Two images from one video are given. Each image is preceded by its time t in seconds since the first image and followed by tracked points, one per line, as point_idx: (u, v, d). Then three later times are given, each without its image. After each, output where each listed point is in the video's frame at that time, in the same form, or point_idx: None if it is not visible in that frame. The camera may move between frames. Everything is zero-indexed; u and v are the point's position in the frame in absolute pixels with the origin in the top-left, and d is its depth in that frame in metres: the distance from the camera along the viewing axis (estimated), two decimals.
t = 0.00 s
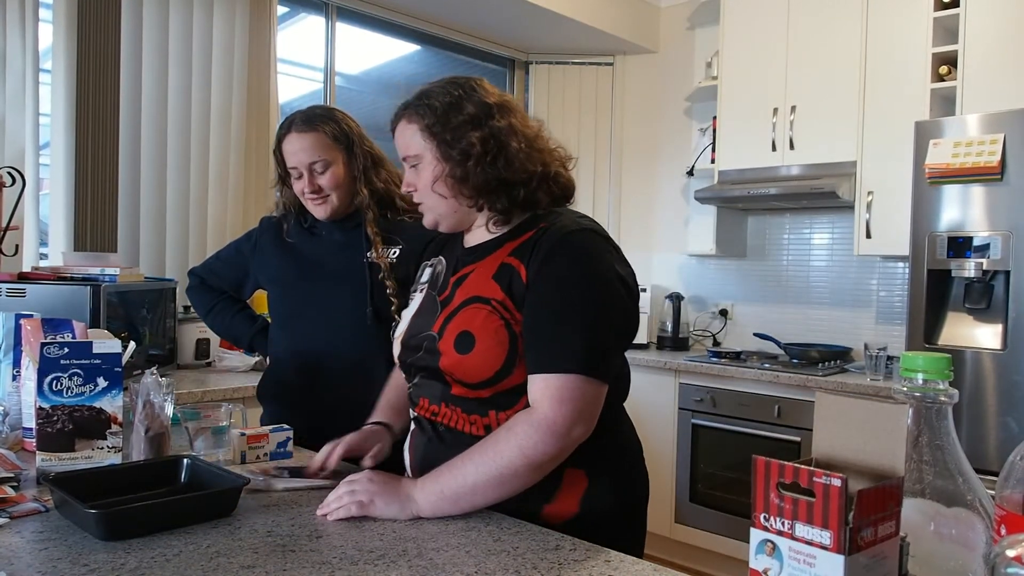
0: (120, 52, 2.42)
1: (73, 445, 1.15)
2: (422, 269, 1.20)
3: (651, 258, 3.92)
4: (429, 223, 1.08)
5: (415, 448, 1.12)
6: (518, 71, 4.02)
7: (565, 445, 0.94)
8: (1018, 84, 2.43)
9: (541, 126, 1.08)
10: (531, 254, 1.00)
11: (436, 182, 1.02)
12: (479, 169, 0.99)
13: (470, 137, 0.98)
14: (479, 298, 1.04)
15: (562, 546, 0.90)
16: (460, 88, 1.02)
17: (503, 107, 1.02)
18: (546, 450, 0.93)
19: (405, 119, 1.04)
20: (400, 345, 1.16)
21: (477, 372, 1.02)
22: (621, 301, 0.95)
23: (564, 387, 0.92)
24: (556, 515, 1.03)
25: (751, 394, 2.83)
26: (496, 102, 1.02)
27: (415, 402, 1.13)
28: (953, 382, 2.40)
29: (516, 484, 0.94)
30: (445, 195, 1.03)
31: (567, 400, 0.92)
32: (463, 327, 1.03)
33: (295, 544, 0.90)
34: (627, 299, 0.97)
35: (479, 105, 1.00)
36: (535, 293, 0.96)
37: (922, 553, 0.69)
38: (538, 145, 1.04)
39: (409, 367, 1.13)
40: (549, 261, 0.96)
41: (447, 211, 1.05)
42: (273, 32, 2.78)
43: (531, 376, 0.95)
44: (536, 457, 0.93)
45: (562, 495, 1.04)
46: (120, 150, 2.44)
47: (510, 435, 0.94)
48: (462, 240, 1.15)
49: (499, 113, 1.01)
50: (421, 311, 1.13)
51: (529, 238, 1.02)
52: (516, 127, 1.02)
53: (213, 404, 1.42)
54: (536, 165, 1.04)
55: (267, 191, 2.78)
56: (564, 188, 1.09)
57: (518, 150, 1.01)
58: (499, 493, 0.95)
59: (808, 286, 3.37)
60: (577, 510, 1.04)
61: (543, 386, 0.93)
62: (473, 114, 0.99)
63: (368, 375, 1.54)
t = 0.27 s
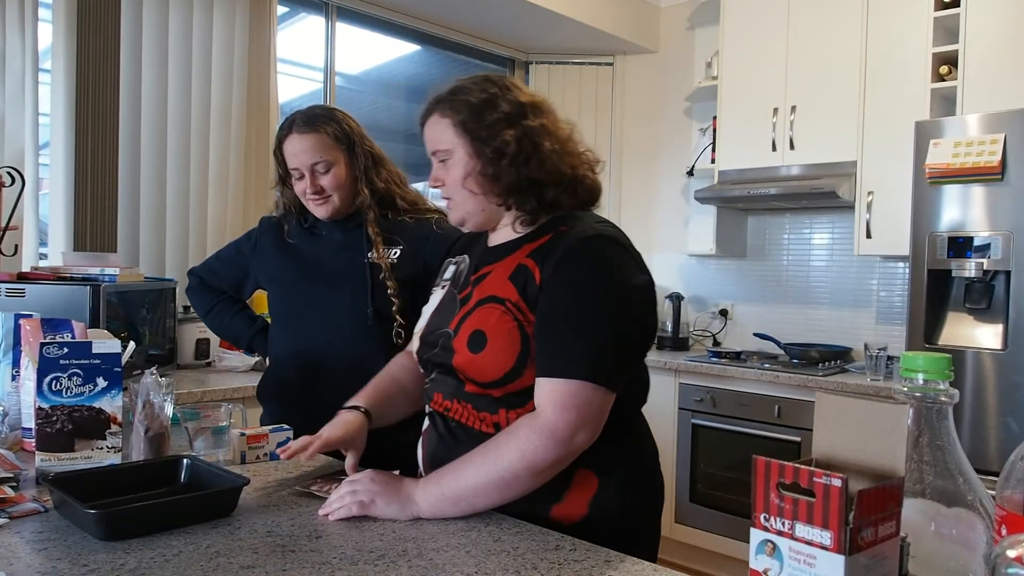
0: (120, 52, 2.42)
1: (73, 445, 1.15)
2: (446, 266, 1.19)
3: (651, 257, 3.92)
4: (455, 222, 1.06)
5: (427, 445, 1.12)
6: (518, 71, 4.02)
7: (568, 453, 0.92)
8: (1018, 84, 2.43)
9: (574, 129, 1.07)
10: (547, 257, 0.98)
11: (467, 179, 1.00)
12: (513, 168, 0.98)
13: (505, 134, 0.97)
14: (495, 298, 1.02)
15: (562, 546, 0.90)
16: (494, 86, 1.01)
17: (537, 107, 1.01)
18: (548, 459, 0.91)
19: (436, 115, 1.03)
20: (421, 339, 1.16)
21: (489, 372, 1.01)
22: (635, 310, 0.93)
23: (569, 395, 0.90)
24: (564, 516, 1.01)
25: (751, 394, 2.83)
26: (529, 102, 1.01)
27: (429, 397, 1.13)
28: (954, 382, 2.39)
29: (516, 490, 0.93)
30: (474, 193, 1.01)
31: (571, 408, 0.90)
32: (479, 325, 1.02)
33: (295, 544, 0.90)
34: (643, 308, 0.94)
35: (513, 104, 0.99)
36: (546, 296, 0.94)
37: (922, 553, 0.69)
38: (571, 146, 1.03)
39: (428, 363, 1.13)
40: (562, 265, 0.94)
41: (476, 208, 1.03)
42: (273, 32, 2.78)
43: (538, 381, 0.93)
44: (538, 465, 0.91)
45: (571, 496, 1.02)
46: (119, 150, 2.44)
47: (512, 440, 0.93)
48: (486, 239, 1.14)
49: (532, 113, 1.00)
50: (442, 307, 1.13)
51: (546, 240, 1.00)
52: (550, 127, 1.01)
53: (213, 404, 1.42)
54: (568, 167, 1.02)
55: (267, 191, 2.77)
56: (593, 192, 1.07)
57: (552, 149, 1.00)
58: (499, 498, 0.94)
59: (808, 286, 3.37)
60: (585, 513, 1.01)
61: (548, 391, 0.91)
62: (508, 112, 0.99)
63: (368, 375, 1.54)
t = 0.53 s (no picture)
0: (120, 52, 2.42)
1: (73, 444, 1.15)
2: (468, 265, 1.18)
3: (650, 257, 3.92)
4: (485, 219, 1.06)
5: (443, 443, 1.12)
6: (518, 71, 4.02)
7: (592, 459, 0.91)
8: (1018, 84, 2.43)
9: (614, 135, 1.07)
10: (575, 260, 0.97)
11: (503, 177, 1.00)
12: (551, 171, 0.99)
13: (546, 136, 0.98)
14: (520, 298, 1.01)
15: (562, 546, 0.90)
16: (538, 87, 1.01)
17: (578, 110, 1.02)
18: (571, 464, 0.90)
19: (476, 109, 1.03)
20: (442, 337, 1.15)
21: (512, 372, 1.00)
22: (662, 316, 0.92)
23: (594, 400, 0.89)
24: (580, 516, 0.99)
25: (751, 394, 2.83)
26: (571, 105, 1.01)
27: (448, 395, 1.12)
28: (954, 382, 2.40)
29: (539, 494, 0.92)
30: (508, 191, 1.01)
31: (597, 413, 0.89)
32: (503, 325, 1.01)
33: (295, 544, 0.90)
34: (670, 314, 0.93)
35: (555, 107, 1.00)
36: (574, 298, 0.93)
37: (922, 553, 0.69)
38: (609, 153, 1.03)
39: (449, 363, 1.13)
40: (591, 267, 0.93)
41: (508, 207, 1.03)
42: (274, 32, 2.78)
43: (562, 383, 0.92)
44: (561, 469, 0.90)
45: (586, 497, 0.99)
46: (120, 150, 2.44)
47: (535, 442, 0.91)
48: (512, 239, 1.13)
49: (574, 116, 1.01)
50: (464, 306, 1.13)
51: (575, 242, 0.99)
52: (590, 132, 1.01)
53: (213, 404, 1.42)
54: (606, 174, 1.02)
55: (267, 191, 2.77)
56: (626, 201, 1.07)
57: (592, 154, 1.00)
58: (521, 501, 0.93)
59: (808, 286, 3.37)
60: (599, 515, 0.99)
61: (574, 394, 0.90)
62: (550, 114, 0.99)
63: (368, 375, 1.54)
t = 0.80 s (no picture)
0: (120, 52, 2.42)
1: (72, 445, 1.15)
2: (491, 270, 1.17)
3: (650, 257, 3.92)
4: (514, 218, 1.05)
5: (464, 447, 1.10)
6: (518, 71, 4.02)
7: (658, 472, 0.88)
8: (1018, 84, 2.43)
9: (652, 145, 1.07)
10: (619, 269, 0.96)
11: (537, 179, 1.00)
12: (588, 176, 0.98)
13: (585, 141, 0.97)
14: (555, 306, 0.99)
15: (562, 546, 0.90)
16: (580, 91, 1.01)
17: (618, 117, 1.02)
18: (639, 477, 0.87)
19: (515, 108, 1.02)
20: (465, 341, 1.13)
21: (546, 379, 0.98)
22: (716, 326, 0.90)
23: (659, 411, 0.86)
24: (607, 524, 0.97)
25: (752, 394, 2.83)
26: (611, 110, 1.01)
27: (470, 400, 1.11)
28: (954, 382, 2.39)
29: (601, 506, 0.89)
30: (542, 192, 1.00)
31: (663, 425, 0.86)
32: (537, 332, 0.99)
33: (295, 544, 0.90)
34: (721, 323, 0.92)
35: (596, 112, 1.00)
36: (626, 307, 0.91)
37: (922, 553, 0.68)
38: (646, 163, 1.02)
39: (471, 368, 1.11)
40: (641, 276, 0.91)
41: (539, 209, 1.02)
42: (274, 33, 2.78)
43: (618, 396, 0.89)
44: (627, 482, 0.88)
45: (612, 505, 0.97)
46: (119, 150, 2.44)
47: (600, 457, 0.88)
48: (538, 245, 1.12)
49: (614, 122, 1.00)
50: (487, 309, 1.11)
51: (613, 250, 0.99)
52: (629, 139, 1.01)
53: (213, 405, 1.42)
54: (643, 183, 1.01)
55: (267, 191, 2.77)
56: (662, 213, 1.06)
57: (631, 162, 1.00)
58: (583, 514, 0.90)
59: (808, 286, 3.37)
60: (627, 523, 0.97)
61: (636, 406, 0.87)
62: (591, 118, 0.99)
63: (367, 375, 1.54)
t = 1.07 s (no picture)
0: (120, 52, 2.42)
1: (72, 445, 1.15)
2: (516, 271, 1.17)
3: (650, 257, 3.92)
4: (544, 220, 1.04)
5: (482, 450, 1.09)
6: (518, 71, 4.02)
7: (681, 486, 0.86)
8: (1018, 84, 2.43)
9: (686, 152, 1.06)
10: (653, 280, 0.94)
11: (573, 180, 0.98)
12: (627, 181, 0.97)
13: (625, 144, 0.96)
14: (585, 313, 0.99)
15: (562, 546, 0.90)
16: (619, 94, 1.00)
17: (655, 122, 1.01)
18: (661, 488, 0.86)
19: (552, 108, 1.01)
20: (488, 343, 1.13)
21: (573, 388, 0.98)
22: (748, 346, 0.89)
23: (690, 427, 0.85)
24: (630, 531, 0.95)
25: (752, 394, 2.83)
26: (650, 116, 1.00)
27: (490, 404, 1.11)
28: (954, 382, 2.39)
29: (616, 505, 0.88)
30: (577, 195, 0.99)
31: (694, 441, 0.85)
32: (566, 339, 0.99)
33: (294, 544, 0.90)
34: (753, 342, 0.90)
35: (636, 116, 0.99)
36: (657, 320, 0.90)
37: (922, 553, 0.68)
38: (680, 170, 1.02)
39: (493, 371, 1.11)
40: (675, 290, 0.90)
41: (572, 212, 1.01)
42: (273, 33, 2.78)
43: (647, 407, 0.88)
44: (648, 491, 0.86)
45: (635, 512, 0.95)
46: (119, 150, 2.44)
47: (626, 458, 0.86)
48: (566, 247, 1.11)
49: (652, 127, 1.00)
50: (512, 311, 1.10)
51: (648, 259, 0.97)
52: (665, 145, 1.00)
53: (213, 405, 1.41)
54: (679, 192, 1.01)
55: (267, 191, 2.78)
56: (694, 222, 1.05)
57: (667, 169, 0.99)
58: (595, 508, 0.89)
59: (808, 286, 3.37)
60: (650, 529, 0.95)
61: (665, 419, 0.86)
62: (630, 122, 0.98)
63: (367, 375, 1.54)
